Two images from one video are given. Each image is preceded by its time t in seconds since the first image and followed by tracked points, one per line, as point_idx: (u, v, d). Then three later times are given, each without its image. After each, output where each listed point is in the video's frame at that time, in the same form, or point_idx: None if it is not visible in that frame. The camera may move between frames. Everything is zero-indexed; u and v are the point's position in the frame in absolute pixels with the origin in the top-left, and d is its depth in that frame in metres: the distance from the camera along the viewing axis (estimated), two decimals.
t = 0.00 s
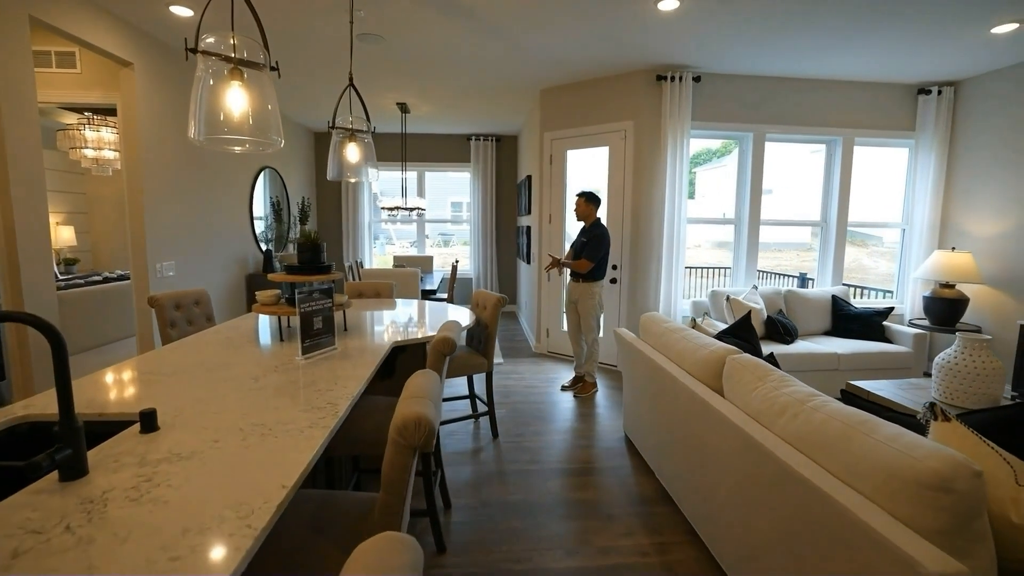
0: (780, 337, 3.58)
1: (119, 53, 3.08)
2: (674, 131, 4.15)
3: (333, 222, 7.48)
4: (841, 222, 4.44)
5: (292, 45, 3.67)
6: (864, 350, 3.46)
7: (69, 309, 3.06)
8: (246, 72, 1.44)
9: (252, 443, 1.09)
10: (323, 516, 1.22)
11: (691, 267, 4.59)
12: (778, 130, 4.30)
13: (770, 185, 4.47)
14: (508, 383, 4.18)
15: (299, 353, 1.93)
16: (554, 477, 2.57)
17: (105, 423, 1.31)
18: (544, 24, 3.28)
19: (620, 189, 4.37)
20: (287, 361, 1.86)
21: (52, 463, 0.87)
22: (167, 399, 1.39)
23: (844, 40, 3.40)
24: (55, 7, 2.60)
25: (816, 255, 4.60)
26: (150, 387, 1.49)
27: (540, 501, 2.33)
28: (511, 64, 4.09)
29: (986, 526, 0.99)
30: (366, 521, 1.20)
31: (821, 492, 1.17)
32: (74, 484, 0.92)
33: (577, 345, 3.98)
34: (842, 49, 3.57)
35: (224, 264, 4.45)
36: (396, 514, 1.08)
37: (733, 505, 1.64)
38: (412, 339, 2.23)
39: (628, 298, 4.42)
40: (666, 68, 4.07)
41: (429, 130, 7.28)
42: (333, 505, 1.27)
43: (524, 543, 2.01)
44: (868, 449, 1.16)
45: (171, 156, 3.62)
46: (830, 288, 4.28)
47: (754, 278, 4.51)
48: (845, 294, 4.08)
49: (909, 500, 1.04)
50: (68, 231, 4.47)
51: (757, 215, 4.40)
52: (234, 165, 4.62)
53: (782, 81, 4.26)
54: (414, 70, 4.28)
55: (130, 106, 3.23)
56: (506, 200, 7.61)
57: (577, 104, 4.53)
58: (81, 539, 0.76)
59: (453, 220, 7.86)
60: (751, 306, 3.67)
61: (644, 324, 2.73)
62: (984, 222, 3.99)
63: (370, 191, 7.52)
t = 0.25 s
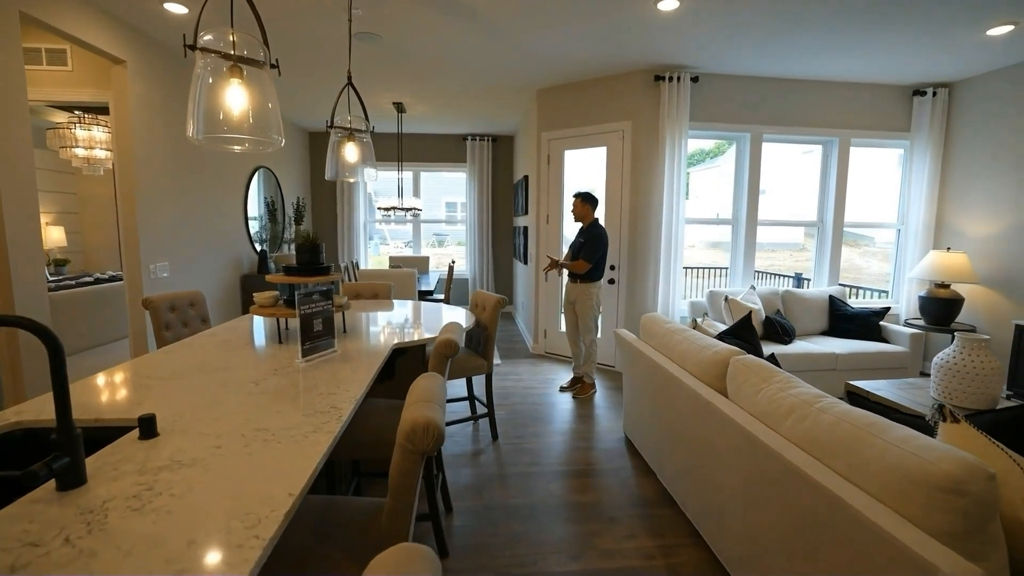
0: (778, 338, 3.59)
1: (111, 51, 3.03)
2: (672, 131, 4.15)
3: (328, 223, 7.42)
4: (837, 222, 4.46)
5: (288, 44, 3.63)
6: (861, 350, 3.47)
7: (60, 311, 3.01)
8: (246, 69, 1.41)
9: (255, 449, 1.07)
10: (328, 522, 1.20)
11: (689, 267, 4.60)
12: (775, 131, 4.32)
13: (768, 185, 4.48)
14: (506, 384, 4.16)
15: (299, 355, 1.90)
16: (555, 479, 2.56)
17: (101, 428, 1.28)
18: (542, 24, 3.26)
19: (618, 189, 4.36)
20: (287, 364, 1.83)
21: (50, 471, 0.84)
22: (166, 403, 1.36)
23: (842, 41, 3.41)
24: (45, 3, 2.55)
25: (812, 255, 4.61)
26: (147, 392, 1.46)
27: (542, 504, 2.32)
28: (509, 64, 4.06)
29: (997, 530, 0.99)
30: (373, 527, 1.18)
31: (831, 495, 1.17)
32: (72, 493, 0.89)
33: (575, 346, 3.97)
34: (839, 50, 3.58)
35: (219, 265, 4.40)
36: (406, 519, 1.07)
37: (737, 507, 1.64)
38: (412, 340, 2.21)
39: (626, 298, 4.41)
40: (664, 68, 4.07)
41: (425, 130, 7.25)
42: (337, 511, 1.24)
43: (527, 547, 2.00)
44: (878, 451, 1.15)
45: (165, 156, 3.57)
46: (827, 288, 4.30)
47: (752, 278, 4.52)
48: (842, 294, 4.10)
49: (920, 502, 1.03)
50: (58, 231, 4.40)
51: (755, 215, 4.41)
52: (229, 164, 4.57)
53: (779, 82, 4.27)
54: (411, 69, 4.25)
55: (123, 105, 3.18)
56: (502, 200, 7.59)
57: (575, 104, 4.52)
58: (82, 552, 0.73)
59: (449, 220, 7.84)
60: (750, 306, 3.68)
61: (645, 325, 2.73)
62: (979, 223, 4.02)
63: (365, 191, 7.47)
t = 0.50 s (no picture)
0: (774, 338, 3.61)
1: (102, 49, 2.98)
2: (668, 132, 4.16)
3: (321, 223, 7.36)
4: (831, 223, 4.49)
5: (283, 43, 3.59)
6: (856, 350, 3.50)
7: (49, 313, 2.95)
8: (246, 68, 1.38)
9: (260, 455, 1.05)
10: (333, 528, 1.18)
11: (685, 267, 4.61)
12: (769, 132, 4.34)
13: (763, 186, 4.51)
14: (503, 385, 4.14)
15: (298, 359, 1.88)
16: (555, 481, 2.55)
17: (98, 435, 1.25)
18: (540, 25, 3.25)
19: (614, 189, 4.37)
20: (286, 367, 1.80)
21: (50, 481, 0.82)
22: (164, 408, 1.33)
23: (836, 43, 3.44)
24: None
25: (807, 255, 4.65)
26: (144, 397, 1.43)
27: (543, 506, 2.31)
28: (505, 64, 4.05)
29: (1005, 529, 1.00)
30: (381, 532, 1.17)
31: (838, 495, 1.17)
32: (72, 503, 0.86)
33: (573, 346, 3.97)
34: (833, 52, 3.61)
35: (212, 266, 4.34)
36: (415, 525, 1.06)
37: (740, 507, 1.64)
38: (412, 342, 2.19)
39: (622, 298, 4.42)
40: (660, 69, 4.08)
41: (419, 130, 7.21)
42: (342, 516, 1.22)
43: (529, 550, 1.98)
44: (885, 451, 1.16)
45: (157, 155, 3.52)
46: (821, 288, 4.33)
47: (747, 278, 4.54)
48: (836, 293, 4.13)
49: (929, 502, 1.04)
50: (45, 232, 4.31)
51: (750, 216, 4.44)
52: (222, 164, 4.51)
53: (774, 83, 4.30)
54: (407, 69, 4.22)
55: (114, 103, 3.13)
56: (497, 201, 7.58)
57: (571, 104, 4.51)
58: (85, 564, 0.71)
59: (443, 221, 7.81)
60: (746, 306, 3.69)
61: (645, 326, 2.73)
62: (970, 224, 4.08)
63: (359, 191, 7.42)
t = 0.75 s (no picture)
0: (768, 337, 3.64)
1: (91, 45, 2.92)
2: (662, 132, 4.18)
3: (312, 223, 7.29)
4: (823, 223, 4.54)
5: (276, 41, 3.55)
6: (849, 348, 3.54)
7: (35, 315, 2.88)
8: (243, 65, 1.36)
9: (263, 460, 1.03)
10: (337, 534, 1.17)
11: (679, 267, 4.64)
12: (762, 132, 4.38)
13: (756, 186, 4.54)
14: (499, 386, 4.13)
15: (297, 361, 1.85)
16: (554, 481, 2.54)
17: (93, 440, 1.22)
18: (535, 25, 3.24)
19: (609, 189, 4.37)
20: (284, 369, 1.78)
21: (48, 489, 0.80)
22: (161, 412, 1.30)
23: (828, 44, 3.48)
24: None
25: (799, 255, 4.70)
26: (140, 401, 1.40)
27: (543, 507, 2.30)
28: (500, 64, 4.04)
29: (1010, 526, 1.01)
30: (385, 537, 1.15)
31: (845, 494, 1.18)
32: (71, 512, 0.84)
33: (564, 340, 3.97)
34: (826, 54, 3.65)
35: (203, 266, 4.28)
36: (423, 529, 1.05)
37: (743, 506, 1.65)
38: (411, 343, 2.17)
39: (617, 298, 4.43)
40: (654, 69, 4.09)
41: (412, 130, 7.18)
42: (346, 521, 1.21)
43: (530, 551, 1.98)
44: (890, 450, 1.17)
45: (146, 154, 3.46)
46: (814, 288, 4.37)
47: (740, 278, 4.58)
48: (829, 293, 4.18)
49: (936, 500, 1.05)
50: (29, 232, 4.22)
51: (743, 216, 4.47)
52: (212, 163, 4.45)
53: (766, 84, 4.34)
54: (401, 69, 4.19)
55: (103, 101, 3.07)
56: (490, 201, 7.56)
57: (565, 104, 4.51)
58: None
59: (436, 221, 7.78)
60: (741, 305, 3.72)
61: (643, 326, 2.74)
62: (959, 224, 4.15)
63: (351, 191, 7.36)
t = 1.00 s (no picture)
0: (762, 336, 3.66)
1: (77, 41, 2.86)
2: (656, 132, 4.19)
3: (303, 223, 7.22)
4: (814, 222, 4.59)
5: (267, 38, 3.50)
6: (841, 346, 3.58)
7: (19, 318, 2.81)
8: (239, 61, 1.33)
9: (264, 465, 1.01)
10: (339, 540, 1.15)
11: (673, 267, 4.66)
12: (754, 133, 4.41)
13: (749, 186, 4.57)
14: (493, 386, 4.12)
15: (294, 363, 1.82)
16: (552, 482, 2.54)
17: (86, 447, 1.19)
18: (530, 24, 3.23)
19: (603, 189, 4.38)
20: (281, 372, 1.75)
21: (42, 497, 0.77)
22: (156, 417, 1.27)
23: (820, 46, 3.51)
24: None
25: (791, 255, 4.74)
26: (133, 405, 1.36)
27: (541, 507, 2.29)
28: (494, 63, 4.02)
29: (1010, 522, 1.02)
30: (388, 543, 1.14)
31: (847, 492, 1.18)
32: (67, 522, 0.81)
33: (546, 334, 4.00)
34: (817, 55, 3.69)
35: (192, 267, 4.21)
36: (427, 534, 1.03)
37: (743, 505, 1.65)
38: (408, 344, 2.15)
39: (612, 298, 4.44)
40: (648, 69, 4.10)
41: (404, 129, 7.14)
42: (348, 526, 1.19)
43: (530, 553, 1.97)
44: (891, 448, 1.17)
45: (134, 152, 3.39)
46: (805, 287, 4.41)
47: (733, 277, 4.61)
48: (820, 292, 4.23)
49: (938, 497, 1.06)
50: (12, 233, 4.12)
51: (736, 216, 4.51)
52: (202, 162, 4.38)
53: (758, 85, 4.37)
54: (393, 67, 4.16)
55: (89, 98, 3.01)
56: (483, 201, 7.54)
57: (559, 104, 4.51)
58: None
59: (428, 221, 7.74)
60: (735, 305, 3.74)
61: (639, 325, 2.74)
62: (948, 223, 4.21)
63: (342, 191, 7.30)
